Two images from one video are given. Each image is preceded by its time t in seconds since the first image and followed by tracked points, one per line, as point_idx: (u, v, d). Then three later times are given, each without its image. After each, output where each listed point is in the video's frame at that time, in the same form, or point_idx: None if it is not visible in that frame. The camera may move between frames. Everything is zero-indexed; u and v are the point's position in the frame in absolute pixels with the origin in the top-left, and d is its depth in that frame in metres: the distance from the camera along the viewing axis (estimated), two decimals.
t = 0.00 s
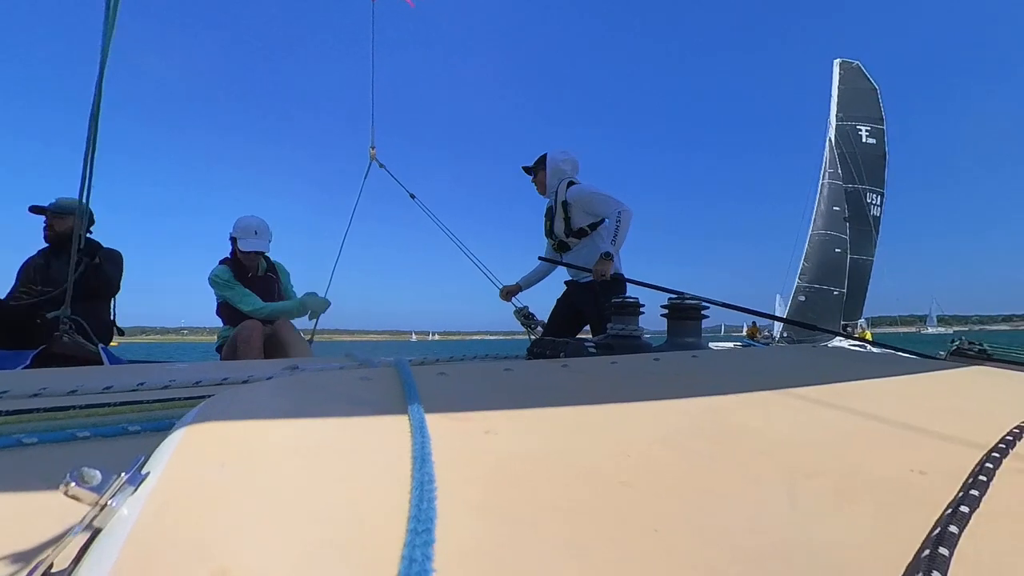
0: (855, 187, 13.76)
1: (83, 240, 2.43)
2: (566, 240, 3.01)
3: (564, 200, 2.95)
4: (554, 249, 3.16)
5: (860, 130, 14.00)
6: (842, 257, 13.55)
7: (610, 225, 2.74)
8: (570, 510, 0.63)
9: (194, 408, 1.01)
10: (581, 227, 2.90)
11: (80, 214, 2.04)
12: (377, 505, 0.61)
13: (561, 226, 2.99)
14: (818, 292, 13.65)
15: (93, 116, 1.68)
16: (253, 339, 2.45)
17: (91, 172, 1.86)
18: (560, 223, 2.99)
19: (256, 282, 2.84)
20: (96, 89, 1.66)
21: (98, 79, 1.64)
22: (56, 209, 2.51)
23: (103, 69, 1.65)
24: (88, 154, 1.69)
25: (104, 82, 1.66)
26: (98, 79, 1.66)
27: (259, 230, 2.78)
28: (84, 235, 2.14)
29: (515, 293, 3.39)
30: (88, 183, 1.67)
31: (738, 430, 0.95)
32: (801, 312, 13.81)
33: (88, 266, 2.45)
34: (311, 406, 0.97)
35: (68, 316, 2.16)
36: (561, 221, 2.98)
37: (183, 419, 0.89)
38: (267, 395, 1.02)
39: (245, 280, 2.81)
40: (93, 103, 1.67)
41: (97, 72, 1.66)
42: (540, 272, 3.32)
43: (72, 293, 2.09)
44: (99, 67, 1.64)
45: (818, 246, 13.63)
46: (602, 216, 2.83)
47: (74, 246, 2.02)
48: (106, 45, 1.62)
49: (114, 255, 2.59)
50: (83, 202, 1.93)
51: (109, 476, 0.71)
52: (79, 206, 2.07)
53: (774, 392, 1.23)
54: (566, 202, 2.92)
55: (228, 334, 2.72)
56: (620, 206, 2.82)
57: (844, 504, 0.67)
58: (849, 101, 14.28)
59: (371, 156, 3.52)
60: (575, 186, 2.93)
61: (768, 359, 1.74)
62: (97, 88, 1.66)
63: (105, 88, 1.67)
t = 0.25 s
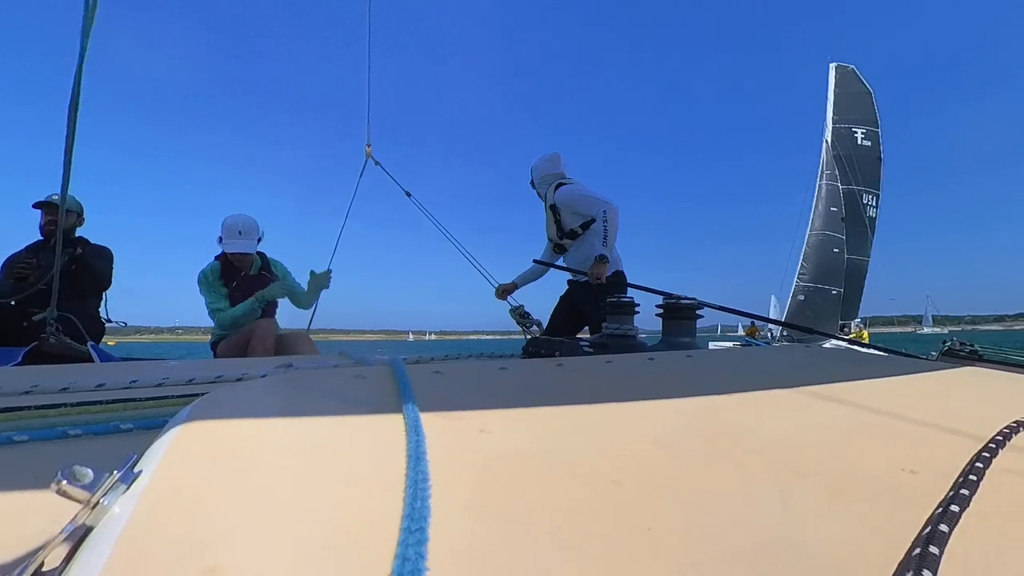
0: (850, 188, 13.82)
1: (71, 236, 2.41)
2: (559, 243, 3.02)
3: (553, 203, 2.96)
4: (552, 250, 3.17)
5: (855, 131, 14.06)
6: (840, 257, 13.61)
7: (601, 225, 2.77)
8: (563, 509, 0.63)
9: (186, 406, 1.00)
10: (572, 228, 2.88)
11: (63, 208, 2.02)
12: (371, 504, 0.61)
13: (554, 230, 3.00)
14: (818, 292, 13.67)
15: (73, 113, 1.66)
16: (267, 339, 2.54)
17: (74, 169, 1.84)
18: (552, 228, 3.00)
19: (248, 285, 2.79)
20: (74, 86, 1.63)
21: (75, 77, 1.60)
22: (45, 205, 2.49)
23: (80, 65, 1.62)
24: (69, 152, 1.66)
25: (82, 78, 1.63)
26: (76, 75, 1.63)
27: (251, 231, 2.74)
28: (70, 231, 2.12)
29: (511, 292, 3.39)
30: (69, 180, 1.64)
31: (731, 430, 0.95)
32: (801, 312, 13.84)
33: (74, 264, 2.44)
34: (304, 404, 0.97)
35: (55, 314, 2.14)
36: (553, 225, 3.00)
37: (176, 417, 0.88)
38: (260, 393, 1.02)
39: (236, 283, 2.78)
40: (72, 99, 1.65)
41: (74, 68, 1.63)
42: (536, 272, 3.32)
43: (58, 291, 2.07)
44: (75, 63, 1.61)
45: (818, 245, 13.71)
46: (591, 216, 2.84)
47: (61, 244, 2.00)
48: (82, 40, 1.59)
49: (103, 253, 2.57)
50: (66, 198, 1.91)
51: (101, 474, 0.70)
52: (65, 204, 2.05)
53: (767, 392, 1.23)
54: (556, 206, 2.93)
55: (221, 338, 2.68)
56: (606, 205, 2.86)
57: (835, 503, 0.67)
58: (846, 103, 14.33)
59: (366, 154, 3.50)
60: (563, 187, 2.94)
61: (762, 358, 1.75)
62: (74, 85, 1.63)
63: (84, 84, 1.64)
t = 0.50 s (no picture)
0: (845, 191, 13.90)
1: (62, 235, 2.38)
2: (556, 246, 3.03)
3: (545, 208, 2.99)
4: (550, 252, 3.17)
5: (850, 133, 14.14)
6: (837, 257, 13.68)
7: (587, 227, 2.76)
8: (557, 509, 0.63)
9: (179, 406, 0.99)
10: (565, 232, 2.90)
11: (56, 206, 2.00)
12: (365, 505, 0.60)
13: (549, 236, 3.03)
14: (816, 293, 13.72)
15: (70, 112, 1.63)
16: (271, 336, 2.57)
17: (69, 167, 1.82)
18: (548, 234, 3.03)
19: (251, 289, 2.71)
20: (72, 81, 1.61)
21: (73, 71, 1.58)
22: (37, 202, 2.46)
23: (80, 59, 1.60)
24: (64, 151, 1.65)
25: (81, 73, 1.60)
26: (75, 70, 1.60)
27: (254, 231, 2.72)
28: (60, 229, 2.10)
29: (506, 292, 3.39)
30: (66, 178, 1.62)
31: (724, 430, 0.95)
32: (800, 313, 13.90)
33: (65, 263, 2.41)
34: (298, 404, 0.96)
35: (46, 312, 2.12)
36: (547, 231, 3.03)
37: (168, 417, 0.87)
38: (254, 393, 1.01)
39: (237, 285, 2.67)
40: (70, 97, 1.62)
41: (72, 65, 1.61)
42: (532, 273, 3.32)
43: (49, 288, 2.05)
44: (74, 58, 1.59)
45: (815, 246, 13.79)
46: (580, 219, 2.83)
47: (52, 241, 1.98)
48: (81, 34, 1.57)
49: (95, 252, 2.55)
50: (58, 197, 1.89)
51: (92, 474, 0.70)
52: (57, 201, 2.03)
53: (761, 393, 1.24)
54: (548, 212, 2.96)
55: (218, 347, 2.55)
56: (591, 204, 2.82)
57: (827, 503, 0.68)
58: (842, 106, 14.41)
59: (362, 153, 3.49)
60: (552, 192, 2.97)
61: (756, 359, 1.76)
62: (72, 80, 1.61)
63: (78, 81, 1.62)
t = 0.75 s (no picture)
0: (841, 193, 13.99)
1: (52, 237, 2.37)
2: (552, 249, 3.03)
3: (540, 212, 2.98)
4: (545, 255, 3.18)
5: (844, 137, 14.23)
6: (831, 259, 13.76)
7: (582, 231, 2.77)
8: (551, 511, 0.63)
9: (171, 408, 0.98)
10: (559, 236, 2.89)
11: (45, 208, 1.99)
12: (358, 508, 0.60)
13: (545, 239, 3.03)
14: (815, 295, 13.86)
15: (59, 118, 1.64)
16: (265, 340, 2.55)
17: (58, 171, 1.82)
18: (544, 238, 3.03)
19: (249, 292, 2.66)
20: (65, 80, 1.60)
21: (63, 77, 1.60)
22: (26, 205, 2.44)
23: (68, 67, 1.62)
24: (54, 154, 1.64)
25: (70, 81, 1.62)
26: (64, 77, 1.62)
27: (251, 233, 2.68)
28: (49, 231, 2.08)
29: (501, 294, 3.38)
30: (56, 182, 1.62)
31: (718, 432, 0.95)
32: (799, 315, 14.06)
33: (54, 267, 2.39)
34: (292, 407, 0.96)
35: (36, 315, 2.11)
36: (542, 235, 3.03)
37: (160, 419, 0.87)
38: (247, 395, 1.00)
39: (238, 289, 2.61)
40: (59, 102, 1.63)
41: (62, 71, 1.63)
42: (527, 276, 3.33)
43: (39, 291, 2.03)
44: (63, 65, 1.61)
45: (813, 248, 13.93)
46: (573, 222, 2.83)
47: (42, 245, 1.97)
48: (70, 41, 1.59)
49: (86, 255, 2.53)
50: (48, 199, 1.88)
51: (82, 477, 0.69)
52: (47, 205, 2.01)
53: (754, 395, 1.24)
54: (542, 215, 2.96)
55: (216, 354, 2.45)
56: (584, 208, 2.82)
57: (820, 505, 0.68)
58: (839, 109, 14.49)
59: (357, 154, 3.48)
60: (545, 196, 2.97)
61: (750, 361, 1.76)
62: (61, 86, 1.62)
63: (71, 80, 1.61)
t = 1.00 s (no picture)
0: (838, 195, 14.05)
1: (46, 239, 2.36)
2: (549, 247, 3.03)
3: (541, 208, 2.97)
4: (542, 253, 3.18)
5: (839, 138, 14.29)
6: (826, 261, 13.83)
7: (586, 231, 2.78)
8: (547, 511, 0.63)
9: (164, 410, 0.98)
10: (560, 233, 2.88)
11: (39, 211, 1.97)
12: (353, 509, 0.60)
13: (544, 236, 3.02)
14: (815, 296, 13.93)
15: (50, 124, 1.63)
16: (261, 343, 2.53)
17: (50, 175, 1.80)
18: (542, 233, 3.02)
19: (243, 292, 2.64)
20: (56, 83, 1.59)
21: (55, 82, 1.59)
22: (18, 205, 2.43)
23: (59, 72, 1.60)
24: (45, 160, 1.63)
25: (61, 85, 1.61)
26: (55, 82, 1.61)
27: (240, 228, 2.69)
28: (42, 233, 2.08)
29: (497, 295, 3.38)
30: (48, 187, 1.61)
31: (714, 432, 0.95)
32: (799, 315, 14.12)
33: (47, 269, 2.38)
34: (287, 408, 0.95)
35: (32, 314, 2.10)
36: (541, 231, 3.01)
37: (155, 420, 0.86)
38: (243, 396, 1.00)
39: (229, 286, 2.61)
40: (50, 109, 1.62)
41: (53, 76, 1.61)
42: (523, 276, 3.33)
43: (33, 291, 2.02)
44: (55, 71, 1.60)
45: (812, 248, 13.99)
46: (577, 221, 2.83)
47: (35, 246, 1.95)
48: (62, 48, 1.57)
49: (79, 257, 2.52)
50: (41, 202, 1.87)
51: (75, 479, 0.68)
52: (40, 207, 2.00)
53: (750, 396, 1.24)
54: (544, 211, 2.95)
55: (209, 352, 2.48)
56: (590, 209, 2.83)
57: (816, 505, 0.68)
58: (836, 110, 14.56)
59: (353, 154, 3.47)
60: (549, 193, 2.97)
61: (745, 362, 1.77)
62: (53, 92, 1.61)
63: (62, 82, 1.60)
